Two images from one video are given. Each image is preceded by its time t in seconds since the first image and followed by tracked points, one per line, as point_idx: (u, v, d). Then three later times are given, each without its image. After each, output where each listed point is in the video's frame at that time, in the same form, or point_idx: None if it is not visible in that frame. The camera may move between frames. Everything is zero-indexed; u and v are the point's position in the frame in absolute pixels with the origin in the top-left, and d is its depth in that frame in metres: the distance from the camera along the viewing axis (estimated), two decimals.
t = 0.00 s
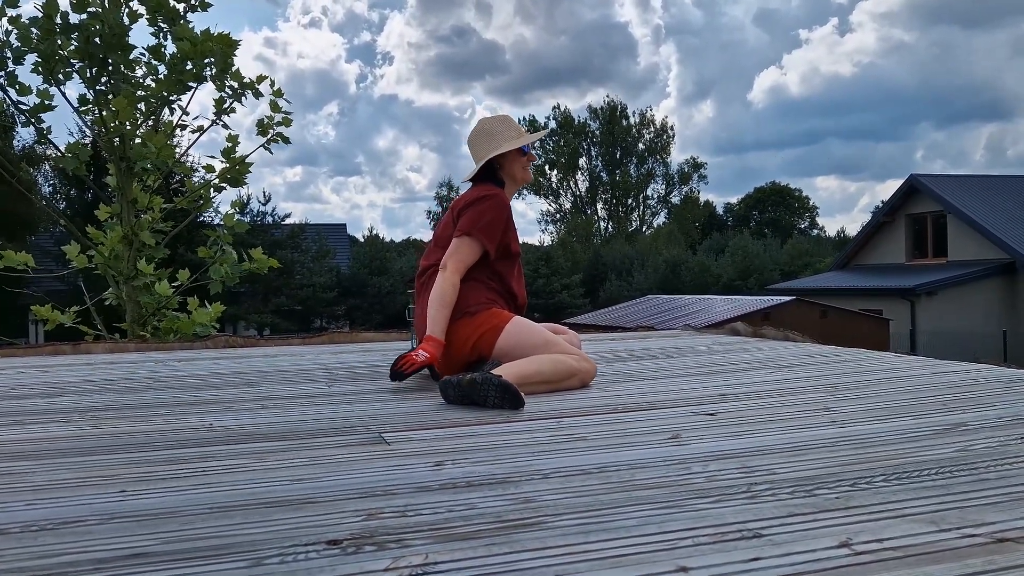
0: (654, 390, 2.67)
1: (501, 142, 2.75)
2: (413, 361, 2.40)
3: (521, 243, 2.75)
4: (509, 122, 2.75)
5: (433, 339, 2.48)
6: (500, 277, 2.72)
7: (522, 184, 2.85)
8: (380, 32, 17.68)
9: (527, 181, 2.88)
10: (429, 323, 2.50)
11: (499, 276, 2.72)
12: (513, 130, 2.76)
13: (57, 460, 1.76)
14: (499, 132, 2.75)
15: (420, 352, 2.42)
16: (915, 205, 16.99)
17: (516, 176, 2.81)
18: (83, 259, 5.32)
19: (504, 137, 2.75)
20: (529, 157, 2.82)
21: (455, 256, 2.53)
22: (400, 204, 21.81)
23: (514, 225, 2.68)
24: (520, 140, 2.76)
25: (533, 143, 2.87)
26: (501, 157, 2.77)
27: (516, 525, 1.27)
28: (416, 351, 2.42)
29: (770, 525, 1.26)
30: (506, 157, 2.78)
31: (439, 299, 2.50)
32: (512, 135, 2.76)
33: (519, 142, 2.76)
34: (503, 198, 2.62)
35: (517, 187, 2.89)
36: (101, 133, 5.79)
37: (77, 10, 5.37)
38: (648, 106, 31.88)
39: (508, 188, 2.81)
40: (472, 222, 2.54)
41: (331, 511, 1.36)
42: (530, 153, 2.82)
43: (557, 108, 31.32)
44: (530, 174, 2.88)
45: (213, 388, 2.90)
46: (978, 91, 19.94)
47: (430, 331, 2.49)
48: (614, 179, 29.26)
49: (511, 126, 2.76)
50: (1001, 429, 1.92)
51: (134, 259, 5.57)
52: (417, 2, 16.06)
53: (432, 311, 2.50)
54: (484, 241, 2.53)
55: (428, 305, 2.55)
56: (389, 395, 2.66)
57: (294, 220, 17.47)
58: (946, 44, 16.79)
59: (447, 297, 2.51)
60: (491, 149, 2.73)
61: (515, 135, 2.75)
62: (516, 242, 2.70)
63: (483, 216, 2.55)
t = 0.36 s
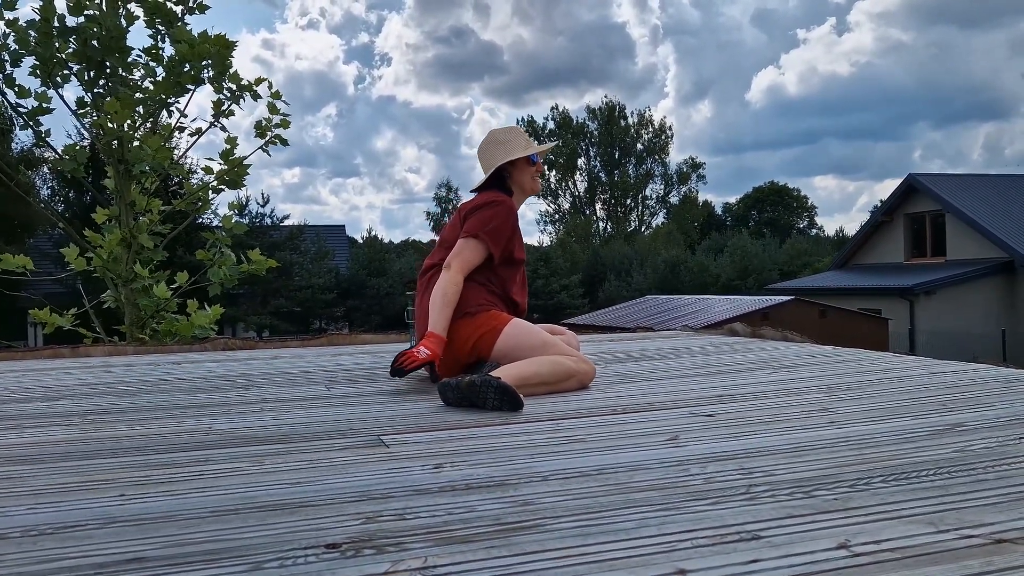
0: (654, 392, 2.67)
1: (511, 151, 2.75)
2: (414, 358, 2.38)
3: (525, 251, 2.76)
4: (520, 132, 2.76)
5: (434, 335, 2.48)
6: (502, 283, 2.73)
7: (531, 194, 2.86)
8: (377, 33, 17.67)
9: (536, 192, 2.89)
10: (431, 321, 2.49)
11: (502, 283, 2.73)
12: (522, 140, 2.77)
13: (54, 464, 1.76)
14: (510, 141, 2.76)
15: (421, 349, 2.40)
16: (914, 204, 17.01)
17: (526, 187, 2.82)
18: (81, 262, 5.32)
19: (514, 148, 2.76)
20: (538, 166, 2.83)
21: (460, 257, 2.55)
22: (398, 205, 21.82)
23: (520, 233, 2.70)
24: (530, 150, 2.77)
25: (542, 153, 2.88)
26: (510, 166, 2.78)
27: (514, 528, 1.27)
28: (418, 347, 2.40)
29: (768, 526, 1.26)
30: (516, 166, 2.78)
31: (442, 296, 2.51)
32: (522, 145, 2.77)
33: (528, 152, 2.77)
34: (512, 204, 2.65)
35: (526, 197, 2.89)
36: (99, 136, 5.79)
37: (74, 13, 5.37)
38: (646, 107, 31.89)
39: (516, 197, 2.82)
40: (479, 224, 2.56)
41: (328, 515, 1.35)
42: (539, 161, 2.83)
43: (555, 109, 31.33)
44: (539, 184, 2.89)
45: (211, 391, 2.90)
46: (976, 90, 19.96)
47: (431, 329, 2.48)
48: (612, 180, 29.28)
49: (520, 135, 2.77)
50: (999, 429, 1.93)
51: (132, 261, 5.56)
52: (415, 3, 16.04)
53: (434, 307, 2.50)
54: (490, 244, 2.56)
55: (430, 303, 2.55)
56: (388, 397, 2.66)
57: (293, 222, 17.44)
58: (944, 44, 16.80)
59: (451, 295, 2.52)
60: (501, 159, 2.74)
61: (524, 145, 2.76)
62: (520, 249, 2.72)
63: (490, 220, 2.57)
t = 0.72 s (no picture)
0: (652, 393, 2.67)
1: (516, 153, 2.75)
2: (416, 359, 2.36)
3: (526, 254, 2.76)
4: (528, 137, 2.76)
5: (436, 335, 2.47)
6: (503, 284, 2.74)
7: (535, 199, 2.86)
8: (374, 36, 17.63)
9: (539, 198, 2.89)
10: (432, 322, 2.48)
11: (501, 284, 2.74)
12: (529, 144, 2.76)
13: (49, 468, 1.76)
14: (516, 144, 2.76)
15: (424, 350, 2.38)
16: (911, 205, 17.03)
17: (530, 190, 2.82)
18: (77, 265, 5.29)
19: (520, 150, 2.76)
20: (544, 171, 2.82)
21: (461, 258, 2.55)
22: (395, 208, 21.78)
23: (522, 235, 2.70)
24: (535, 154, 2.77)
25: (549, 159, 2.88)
26: (516, 167, 2.78)
27: (513, 529, 1.27)
28: (420, 348, 2.39)
29: (767, 527, 1.25)
30: (521, 169, 2.79)
31: (444, 298, 2.50)
32: (528, 149, 2.77)
33: (533, 156, 2.77)
34: (514, 207, 2.65)
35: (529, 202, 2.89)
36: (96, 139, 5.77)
37: (70, 16, 5.37)
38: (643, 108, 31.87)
39: (519, 201, 2.82)
40: (481, 227, 2.56)
41: (325, 517, 1.35)
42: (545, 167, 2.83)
43: (552, 111, 31.30)
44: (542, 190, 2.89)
45: (208, 393, 2.89)
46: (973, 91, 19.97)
47: (432, 330, 2.47)
48: (610, 182, 29.36)
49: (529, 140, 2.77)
50: (997, 429, 1.92)
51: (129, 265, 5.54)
52: (412, 6, 16.01)
53: (436, 309, 2.49)
54: (492, 247, 2.56)
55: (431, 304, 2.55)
56: (385, 399, 2.66)
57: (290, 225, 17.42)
58: (941, 45, 16.82)
59: (452, 296, 2.51)
60: (506, 160, 2.74)
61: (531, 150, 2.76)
62: (521, 252, 2.72)
63: (492, 223, 2.57)
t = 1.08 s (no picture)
0: (653, 393, 2.67)
1: (509, 149, 2.78)
2: (422, 370, 2.38)
3: (523, 253, 2.77)
4: (520, 133, 2.77)
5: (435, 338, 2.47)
6: (499, 283, 2.74)
7: (527, 198, 2.86)
8: (374, 38, 17.66)
9: (533, 197, 2.87)
10: (432, 326, 2.48)
11: (498, 283, 2.74)
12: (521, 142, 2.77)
13: (48, 463, 1.75)
14: (512, 141, 2.78)
15: (428, 360, 2.40)
16: (909, 210, 17.05)
17: (522, 189, 2.82)
18: (77, 264, 5.29)
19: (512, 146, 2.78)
20: (537, 171, 2.81)
21: (457, 259, 2.54)
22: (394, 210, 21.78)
23: (518, 233, 2.71)
24: (526, 151, 2.77)
25: (547, 158, 2.86)
26: (508, 164, 2.80)
27: (516, 526, 1.27)
28: (423, 358, 2.40)
29: (768, 526, 1.25)
30: (513, 166, 2.80)
31: (442, 301, 2.50)
32: (521, 146, 2.77)
33: (523, 153, 2.76)
34: (508, 206, 2.65)
35: (524, 201, 2.88)
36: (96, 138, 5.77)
37: (72, 14, 5.38)
38: (642, 112, 31.97)
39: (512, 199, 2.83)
40: (477, 226, 2.56)
41: (328, 513, 1.35)
42: (538, 167, 2.81)
43: (551, 114, 31.38)
44: (539, 189, 2.89)
45: (208, 392, 2.89)
46: (972, 96, 20.03)
47: (433, 335, 2.47)
48: (609, 185, 29.44)
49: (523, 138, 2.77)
50: (998, 431, 1.92)
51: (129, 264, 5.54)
52: (412, 8, 16.07)
53: (434, 313, 2.49)
54: (488, 246, 2.56)
55: (430, 307, 2.54)
56: (385, 398, 2.66)
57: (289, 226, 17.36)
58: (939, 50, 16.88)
59: (450, 298, 2.51)
60: (498, 155, 2.76)
61: (523, 148, 2.76)
62: (517, 252, 2.72)
63: (487, 222, 2.57)
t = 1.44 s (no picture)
0: (651, 397, 2.67)
1: (507, 153, 2.79)
2: (417, 373, 2.38)
3: (520, 256, 2.77)
4: (516, 141, 2.77)
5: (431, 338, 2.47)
6: (497, 285, 2.74)
7: (522, 205, 2.86)
8: (376, 38, 17.67)
9: (526, 205, 2.87)
10: (429, 328, 2.48)
11: (496, 285, 2.74)
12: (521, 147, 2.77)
13: (45, 462, 1.75)
14: (508, 147, 2.79)
15: (423, 362, 2.40)
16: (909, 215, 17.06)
17: (516, 196, 2.82)
18: (77, 262, 5.29)
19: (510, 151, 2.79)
20: (530, 179, 2.80)
21: (454, 260, 2.55)
22: (394, 210, 21.77)
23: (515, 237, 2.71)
24: (522, 158, 2.76)
25: (546, 167, 2.83)
26: (506, 169, 2.81)
27: (512, 529, 1.27)
28: (419, 360, 2.40)
29: (763, 531, 1.25)
30: (507, 172, 2.80)
31: (439, 302, 2.50)
32: (518, 151, 2.77)
33: (517, 159, 2.76)
34: (506, 209, 2.65)
35: (519, 208, 2.88)
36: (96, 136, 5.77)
37: (74, 13, 5.37)
38: (643, 114, 32.01)
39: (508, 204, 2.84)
40: (475, 228, 2.56)
41: (322, 515, 1.35)
42: (532, 175, 2.80)
43: (552, 115, 31.41)
44: (536, 197, 2.88)
45: (206, 391, 2.89)
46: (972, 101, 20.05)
47: (430, 337, 2.47)
48: (609, 187, 29.43)
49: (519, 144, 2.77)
50: (995, 437, 1.93)
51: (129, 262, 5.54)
52: (414, 8, 16.09)
53: (432, 314, 2.49)
54: (485, 249, 2.55)
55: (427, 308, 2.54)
56: (383, 399, 2.66)
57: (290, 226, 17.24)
58: (940, 56, 16.89)
59: (449, 299, 2.51)
60: (493, 160, 2.77)
61: (519, 154, 2.76)
62: (515, 254, 2.72)
63: (484, 224, 2.57)
